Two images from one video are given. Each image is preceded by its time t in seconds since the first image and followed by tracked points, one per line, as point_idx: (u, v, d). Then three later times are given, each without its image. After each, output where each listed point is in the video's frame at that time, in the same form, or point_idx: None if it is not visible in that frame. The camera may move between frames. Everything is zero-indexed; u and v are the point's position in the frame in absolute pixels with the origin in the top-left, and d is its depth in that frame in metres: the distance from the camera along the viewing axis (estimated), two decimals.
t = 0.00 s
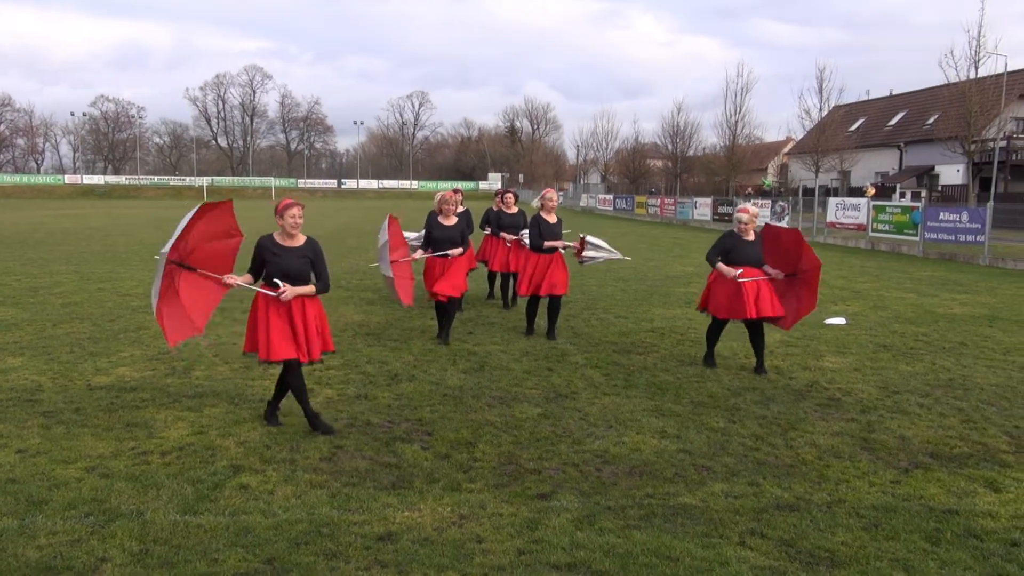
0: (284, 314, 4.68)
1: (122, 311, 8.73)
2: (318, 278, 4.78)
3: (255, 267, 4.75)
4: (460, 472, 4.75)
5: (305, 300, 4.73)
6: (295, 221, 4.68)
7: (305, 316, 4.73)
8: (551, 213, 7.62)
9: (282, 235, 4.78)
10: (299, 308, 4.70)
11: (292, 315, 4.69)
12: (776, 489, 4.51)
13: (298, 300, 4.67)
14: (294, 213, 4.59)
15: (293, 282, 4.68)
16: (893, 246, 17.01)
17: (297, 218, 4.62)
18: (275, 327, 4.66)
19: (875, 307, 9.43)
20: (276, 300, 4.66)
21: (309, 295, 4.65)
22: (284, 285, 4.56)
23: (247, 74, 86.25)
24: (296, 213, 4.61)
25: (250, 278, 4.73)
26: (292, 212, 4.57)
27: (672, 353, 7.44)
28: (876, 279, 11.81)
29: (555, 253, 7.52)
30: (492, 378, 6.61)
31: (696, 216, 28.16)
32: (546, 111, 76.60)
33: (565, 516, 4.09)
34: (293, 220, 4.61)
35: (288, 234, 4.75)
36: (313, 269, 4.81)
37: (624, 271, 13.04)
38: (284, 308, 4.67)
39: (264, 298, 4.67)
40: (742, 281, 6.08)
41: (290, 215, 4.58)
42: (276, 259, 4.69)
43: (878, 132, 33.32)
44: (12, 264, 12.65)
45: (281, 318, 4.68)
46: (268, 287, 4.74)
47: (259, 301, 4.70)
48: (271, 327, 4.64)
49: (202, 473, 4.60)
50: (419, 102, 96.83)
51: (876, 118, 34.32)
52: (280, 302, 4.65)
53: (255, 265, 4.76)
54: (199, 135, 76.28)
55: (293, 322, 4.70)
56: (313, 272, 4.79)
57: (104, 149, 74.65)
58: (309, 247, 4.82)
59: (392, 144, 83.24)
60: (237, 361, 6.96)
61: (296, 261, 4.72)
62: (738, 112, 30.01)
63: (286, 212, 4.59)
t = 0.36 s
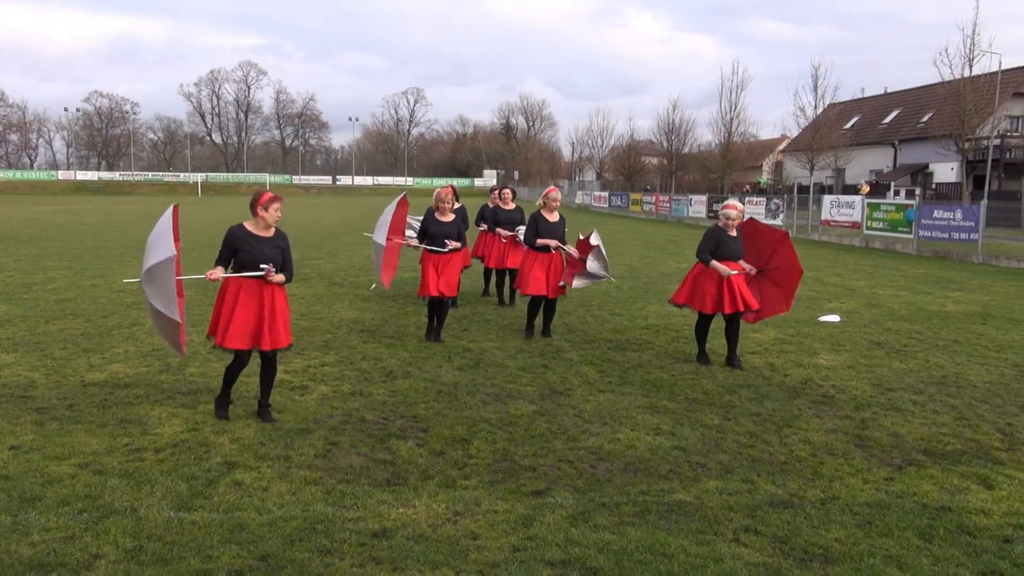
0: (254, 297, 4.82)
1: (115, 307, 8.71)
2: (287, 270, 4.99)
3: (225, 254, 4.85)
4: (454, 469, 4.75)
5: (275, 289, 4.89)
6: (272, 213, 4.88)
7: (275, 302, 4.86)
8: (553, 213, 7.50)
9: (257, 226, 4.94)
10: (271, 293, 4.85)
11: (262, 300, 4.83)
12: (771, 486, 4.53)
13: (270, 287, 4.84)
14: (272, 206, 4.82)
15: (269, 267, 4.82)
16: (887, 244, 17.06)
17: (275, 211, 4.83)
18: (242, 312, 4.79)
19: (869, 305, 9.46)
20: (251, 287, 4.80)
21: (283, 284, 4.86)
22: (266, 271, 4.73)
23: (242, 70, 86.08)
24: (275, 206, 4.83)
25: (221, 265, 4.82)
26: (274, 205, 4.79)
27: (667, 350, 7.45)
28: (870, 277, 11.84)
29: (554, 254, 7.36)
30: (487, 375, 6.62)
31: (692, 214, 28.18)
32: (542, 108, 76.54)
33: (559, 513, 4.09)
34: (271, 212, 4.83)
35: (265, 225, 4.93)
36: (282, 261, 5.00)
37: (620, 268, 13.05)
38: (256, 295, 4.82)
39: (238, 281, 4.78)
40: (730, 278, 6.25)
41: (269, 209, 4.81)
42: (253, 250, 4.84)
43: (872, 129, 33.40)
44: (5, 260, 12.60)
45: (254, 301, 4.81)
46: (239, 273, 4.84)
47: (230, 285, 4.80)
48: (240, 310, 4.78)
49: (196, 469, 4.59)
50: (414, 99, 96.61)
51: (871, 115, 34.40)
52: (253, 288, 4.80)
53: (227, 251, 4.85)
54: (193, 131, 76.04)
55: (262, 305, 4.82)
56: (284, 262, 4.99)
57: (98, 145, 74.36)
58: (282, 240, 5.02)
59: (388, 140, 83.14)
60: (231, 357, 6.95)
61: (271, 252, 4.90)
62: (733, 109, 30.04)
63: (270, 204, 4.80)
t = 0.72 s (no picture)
0: (237, 298, 4.83)
1: (109, 304, 8.68)
2: (271, 272, 5.05)
3: (208, 256, 4.82)
4: (450, 466, 4.75)
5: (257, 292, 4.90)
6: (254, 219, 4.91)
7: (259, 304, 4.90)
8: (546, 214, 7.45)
9: (239, 229, 4.94)
10: (256, 295, 4.88)
11: (244, 301, 4.84)
12: (765, 483, 4.54)
13: (255, 289, 4.87)
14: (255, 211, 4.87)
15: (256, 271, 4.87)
16: (883, 242, 17.10)
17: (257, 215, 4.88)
18: (222, 313, 4.79)
19: (864, 303, 9.48)
20: (236, 290, 4.82)
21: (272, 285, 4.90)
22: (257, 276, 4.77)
23: (237, 67, 85.89)
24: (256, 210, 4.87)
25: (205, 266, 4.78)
26: (259, 210, 4.84)
27: (663, 348, 7.46)
28: (866, 275, 11.87)
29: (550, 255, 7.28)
30: (483, 373, 6.61)
31: (688, 212, 28.21)
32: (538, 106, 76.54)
33: (554, 510, 4.10)
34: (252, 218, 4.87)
35: (247, 229, 4.93)
36: (264, 263, 5.04)
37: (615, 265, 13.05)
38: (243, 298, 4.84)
39: (224, 284, 4.78)
40: (710, 279, 6.28)
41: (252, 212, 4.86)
42: (237, 252, 4.85)
43: (867, 128, 33.49)
44: None
45: (240, 303, 4.83)
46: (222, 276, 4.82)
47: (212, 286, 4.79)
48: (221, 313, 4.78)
49: (191, 467, 4.58)
50: (410, 96, 96.49)
51: (866, 114, 34.48)
52: (239, 290, 4.82)
53: (210, 253, 4.82)
54: (189, 127, 75.81)
55: (242, 308, 4.83)
56: (266, 265, 5.04)
57: (92, 141, 74.08)
58: (263, 243, 5.04)
59: (384, 137, 83.07)
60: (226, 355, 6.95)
61: (255, 255, 4.93)
62: (729, 108, 30.08)
63: (255, 209, 4.85)
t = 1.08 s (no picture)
0: (250, 288, 4.86)
1: (104, 302, 8.65)
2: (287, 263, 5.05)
3: (226, 247, 4.92)
4: (446, 464, 4.74)
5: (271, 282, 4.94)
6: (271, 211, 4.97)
7: (271, 293, 4.93)
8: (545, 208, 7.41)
9: (256, 221, 5.01)
10: (268, 285, 4.91)
11: (256, 292, 4.87)
12: (761, 481, 4.54)
13: (268, 280, 4.90)
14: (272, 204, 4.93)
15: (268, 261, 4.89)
16: (878, 240, 17.13)
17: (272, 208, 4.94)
18: (239, 301, 4.83)
19: (860, 301, 9.50)
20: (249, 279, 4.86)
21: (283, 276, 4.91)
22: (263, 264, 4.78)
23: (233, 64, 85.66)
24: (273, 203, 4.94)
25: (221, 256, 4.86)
26: (272, 202, 4.89)
27: (659, 346, 7.46)
28: (861, 273, 11.90)
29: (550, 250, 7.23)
30: (479, 370, 6.61)
31: (684, 210, 28.22)
32: (535, 104, 76.52)
33: (551, 508, 4.10)
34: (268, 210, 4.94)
35: (264, 221, 4.99)
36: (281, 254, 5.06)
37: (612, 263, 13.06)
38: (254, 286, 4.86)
39: (236, 274, 4.85)
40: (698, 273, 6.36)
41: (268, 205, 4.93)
42: (252, 243, 4.90)
43: (863, 126, 33.54)
44: None
45: (251, 293, 4.87)
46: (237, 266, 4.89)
47: (229, 276, 4.86)
48: (236, 301, 4.81)
49: (186, 464, 4.57)
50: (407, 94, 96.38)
51: (862, 113, 34.54)
52: (251, 279, 4.85)
53: (227, 245, 4.91)
54: (184, 125, 75.58)
55: (255, 297, 4.86)
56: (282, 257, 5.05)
57: (88, 139, 73.82)
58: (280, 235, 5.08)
59: (380, 135, 82.95)
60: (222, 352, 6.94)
61: (270, 246, 4.96)
62: (725, 106, 30.09)
63: (269, 202, 4.90)
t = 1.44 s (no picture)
0: (262, 282, 4.88)
1: (101, 300, 8.64)
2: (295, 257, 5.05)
3: (237, 242, 4.92)
4: (444, 462, 4.75)
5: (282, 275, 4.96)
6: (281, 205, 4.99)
7: (280, 287, 4.93)
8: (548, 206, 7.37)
9: (267, 215, 5.02)
10: (277, 279, 4.92)
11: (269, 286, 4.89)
12: (758, 478, 4.55)
13: (278, 273, 4.91)
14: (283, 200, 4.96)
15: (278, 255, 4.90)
16: (875, 238, 17.14)
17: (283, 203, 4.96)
18: (252, 294, 4.84)
19: (857, 299, 9.52)
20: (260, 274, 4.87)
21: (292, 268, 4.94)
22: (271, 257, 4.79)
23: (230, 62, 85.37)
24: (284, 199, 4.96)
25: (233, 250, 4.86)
26: (283, 197, 4.91)
27: (656, 344, 7.46)
28: (858, 271, 11.91)
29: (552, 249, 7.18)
30: (477, 368, 6.61)
31: (681, 208, 28.23)
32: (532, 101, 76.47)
33: (548, 505, 4.10)
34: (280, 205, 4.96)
35: (275, 215, 5.01)
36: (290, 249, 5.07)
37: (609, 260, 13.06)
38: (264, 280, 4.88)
39: (246, 268, 4.84)
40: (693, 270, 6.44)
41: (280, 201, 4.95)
42: (263, 238, 4.92)
43: (860, 124, 33.58)
44: None
45: (261, 287, 4.88)
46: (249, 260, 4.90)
47: (241, 271, 4.85)
48: (250, 293, 4.82)
49: (183, 462, 4.57)
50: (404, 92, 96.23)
51: (859, 111, 34.58)
52: (262, 274, 4.87)
53: (238, 239, 4.91)
54: (181, 122, 75.38)
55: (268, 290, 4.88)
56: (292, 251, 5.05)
57: (84, 136, 73.58)
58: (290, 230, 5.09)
59: (377, 133, 82.80)
60: (219, 350, 6.93)
61: (280, 240, 4.97)
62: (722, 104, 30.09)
63: (279, 196, 4.91)
